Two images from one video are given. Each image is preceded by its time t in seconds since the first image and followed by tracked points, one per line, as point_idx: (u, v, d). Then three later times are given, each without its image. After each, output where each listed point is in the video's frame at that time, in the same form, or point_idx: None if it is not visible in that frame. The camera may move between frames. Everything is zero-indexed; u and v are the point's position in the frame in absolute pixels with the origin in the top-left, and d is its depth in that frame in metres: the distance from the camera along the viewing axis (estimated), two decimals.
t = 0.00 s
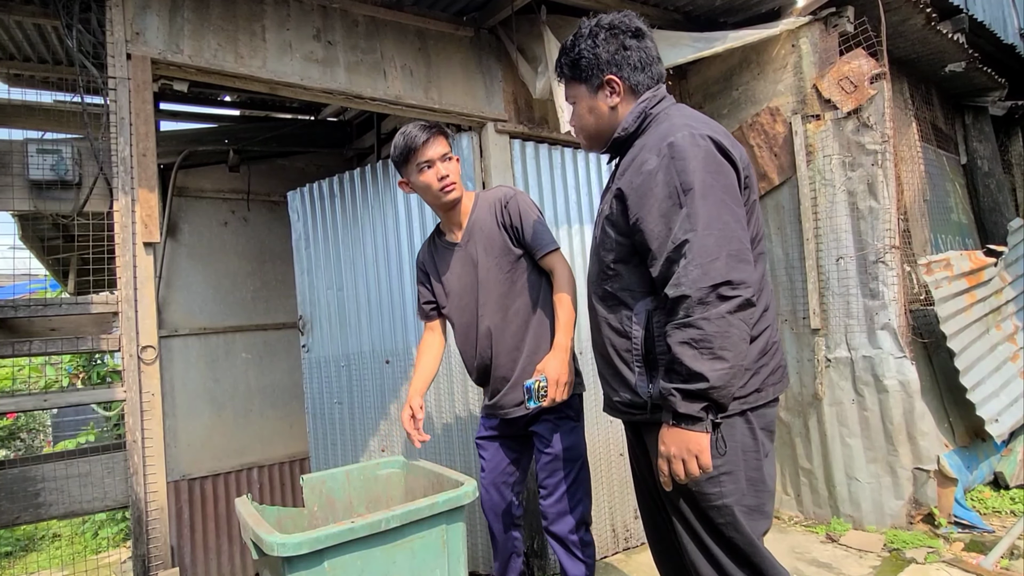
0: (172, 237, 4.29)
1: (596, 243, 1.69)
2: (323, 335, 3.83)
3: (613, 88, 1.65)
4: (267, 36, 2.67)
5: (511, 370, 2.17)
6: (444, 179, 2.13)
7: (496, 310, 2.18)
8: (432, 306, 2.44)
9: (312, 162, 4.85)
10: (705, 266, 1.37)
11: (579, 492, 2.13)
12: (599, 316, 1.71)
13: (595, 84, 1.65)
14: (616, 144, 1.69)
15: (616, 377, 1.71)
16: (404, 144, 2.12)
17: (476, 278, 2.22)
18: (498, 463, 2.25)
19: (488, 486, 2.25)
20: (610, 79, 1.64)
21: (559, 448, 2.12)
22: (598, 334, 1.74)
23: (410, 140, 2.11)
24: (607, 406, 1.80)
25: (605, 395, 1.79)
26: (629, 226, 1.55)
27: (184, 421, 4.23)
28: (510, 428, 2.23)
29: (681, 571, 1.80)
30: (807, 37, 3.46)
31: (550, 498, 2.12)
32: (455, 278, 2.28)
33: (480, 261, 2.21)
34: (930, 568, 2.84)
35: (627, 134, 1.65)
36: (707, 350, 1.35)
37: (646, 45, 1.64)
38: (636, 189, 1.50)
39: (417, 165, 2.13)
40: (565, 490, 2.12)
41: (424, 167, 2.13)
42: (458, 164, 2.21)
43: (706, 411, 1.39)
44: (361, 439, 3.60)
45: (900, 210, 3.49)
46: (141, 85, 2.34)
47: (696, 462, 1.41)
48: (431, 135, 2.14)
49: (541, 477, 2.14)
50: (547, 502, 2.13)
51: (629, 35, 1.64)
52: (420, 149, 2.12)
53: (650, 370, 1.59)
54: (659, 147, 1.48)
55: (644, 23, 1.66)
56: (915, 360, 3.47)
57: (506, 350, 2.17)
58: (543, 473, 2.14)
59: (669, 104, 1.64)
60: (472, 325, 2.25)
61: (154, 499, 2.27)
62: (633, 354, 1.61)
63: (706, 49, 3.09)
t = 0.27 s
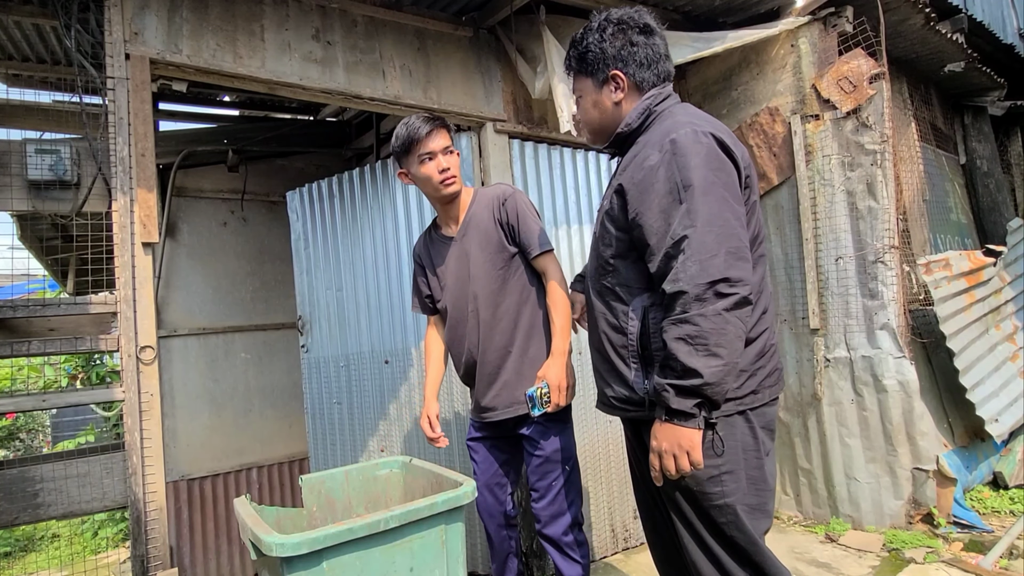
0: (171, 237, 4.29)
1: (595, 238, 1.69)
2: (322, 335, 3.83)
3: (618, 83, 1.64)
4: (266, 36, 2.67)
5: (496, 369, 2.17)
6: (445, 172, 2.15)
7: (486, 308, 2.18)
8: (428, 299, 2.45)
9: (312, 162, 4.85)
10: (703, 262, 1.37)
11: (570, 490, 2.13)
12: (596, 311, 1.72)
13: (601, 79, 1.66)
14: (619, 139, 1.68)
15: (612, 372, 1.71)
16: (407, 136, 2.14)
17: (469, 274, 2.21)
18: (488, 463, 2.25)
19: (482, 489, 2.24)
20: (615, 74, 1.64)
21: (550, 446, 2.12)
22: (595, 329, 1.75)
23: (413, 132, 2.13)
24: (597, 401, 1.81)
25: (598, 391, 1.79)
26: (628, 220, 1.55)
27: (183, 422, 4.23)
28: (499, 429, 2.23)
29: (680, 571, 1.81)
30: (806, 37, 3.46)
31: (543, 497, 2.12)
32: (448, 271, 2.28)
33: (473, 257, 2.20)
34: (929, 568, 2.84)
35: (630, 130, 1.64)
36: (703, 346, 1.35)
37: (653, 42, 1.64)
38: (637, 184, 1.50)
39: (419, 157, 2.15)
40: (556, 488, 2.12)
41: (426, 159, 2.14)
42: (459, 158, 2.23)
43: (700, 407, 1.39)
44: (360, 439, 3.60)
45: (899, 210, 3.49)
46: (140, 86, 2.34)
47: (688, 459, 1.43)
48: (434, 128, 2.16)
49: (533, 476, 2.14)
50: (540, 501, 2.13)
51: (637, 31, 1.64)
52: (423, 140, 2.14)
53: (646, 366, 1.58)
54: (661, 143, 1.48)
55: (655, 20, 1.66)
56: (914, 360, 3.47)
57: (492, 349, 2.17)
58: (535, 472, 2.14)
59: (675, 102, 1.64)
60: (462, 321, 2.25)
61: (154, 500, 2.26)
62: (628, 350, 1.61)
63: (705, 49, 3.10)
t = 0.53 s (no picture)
0: (171, 237, 4.29)
1: (597, 233, 1.70)
2: (321, 335, 3.83)
3: (625, 80, 1.65)
4: (266, 36, 2.67)
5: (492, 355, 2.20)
6: (445, 185, 2.14)
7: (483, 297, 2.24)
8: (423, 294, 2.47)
9: (311, 163, 4.85)
10: (700, 268, 1.37)
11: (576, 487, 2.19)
12: (597, 307, 1.72)
13: (608, 75, 1.66)
14: (625, 136, 1.69)
15: (611, 366, 1.72)
16: (405, 151, 2.10)
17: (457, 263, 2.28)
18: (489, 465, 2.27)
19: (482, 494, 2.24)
20: (623, 71, 1.64)
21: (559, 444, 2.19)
22: (595, 324, 1.75)
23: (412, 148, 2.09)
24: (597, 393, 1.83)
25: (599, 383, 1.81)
26: (631, 218, 1.56)
27: (183, 422, 4.23)
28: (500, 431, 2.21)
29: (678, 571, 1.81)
30: (805, 37, 3.46)
31: (549, 495, 2.16)
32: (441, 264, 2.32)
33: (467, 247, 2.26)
34: (928, 568, 2.84)
35: (637, 128, 1.65)
36: (692, 351, 1.36)
37: (663, 40, 1.63)
38: (642, 185, 1.50)
39: (418, 171, 2.12)
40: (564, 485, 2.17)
41: (426, 173, 2.13)
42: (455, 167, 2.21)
43: (683, 410, 1.40)
44: (359, 439, 3.61)
45: (898, 210, 3.50)
46: (140, 86, 2.34)
47: (667, 458, 1.43)
48: (432, 140, 2.11)
49: (540, 474, 2.18)
50: (546, 500, 2.17)
51: (647, 28, 1.63)
52: (422, 154, 2.10)
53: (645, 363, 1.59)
54: (669, 144, 1.48)
55: (665, 17, 1.65)
56: (913, 360, 3.47)
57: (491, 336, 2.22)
58: (542, 471, 2.18)
59: (684, 103, 1.65)
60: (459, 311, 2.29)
61: (154, 500, 2.26)
62: (628, 346, 1.62)
63: (704, 50, 3.10)
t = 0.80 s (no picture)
0: (171, 237, 4.29)
1: (610, 225, 1.69)
2: (321, 335, 3.83)
3: (641, 70, 1.63)
4: (266, 36, 2.67)
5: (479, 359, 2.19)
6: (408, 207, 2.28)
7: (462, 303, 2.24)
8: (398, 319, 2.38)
9: (311, 163, 4.85)
10: (718, 266, 1.38)
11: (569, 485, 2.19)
12: (608, 301, 1.70)
13: (625, 65, 1.65)
14: (639, 126, 1.68)
15: (622, 360, 1.71)
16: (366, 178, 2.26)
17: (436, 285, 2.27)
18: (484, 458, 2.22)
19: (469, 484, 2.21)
20: (639, 61, 1.62)
21: (554, 438, 2.21)
22: (606, 317, 1.74)
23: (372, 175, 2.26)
24: (608, 388, 1.82)
25: (609, 378, 1.80)
26: (649, 212, 1.56)
27: (183, 422, 4.23)
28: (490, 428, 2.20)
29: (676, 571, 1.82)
30: (805, 37, 3.46)
31: (547, 491, 2.12)
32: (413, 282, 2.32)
33: (438, 259, 2.29)
34: (928, 567, 2.84)
35: (653, 119, 1.64)
36: (704, 353, 1.36)
37: (682, 32, 1.61)
38: (662, 178, 1.50)
39: (380, 197, 2.26)
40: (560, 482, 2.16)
41: (387, 197, 2.26)
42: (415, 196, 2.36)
43: (691, 411, 1.40)
44: (359, 439, 3.61)
45: (899, 210, 3.49)
46: (140, 86, 2.35)
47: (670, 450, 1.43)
48: (390, 170, 2.29)
49: (538, 470, 2.15)
50: (546, 498, 2.11)
51: (668, 19, 1.61)
52: (382, 181, 2.26)
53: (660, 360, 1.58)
54: (691, 138, 1.48)
55: (687, 10, 1.63)
56: (914, 359, 3.47)
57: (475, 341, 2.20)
58: (541, 465, 2.16)
59: (700, 98, 1.64)
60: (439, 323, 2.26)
61: (154, 500, 2.26)
62: (642, 340, 1.61)
63: (704, 49, 3.10)
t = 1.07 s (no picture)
0: (171, 237, 4.29)
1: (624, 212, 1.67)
2: (321, 334, 3.83)
3: (656, 58, 1.64)
4: (266, 36, 2.67)
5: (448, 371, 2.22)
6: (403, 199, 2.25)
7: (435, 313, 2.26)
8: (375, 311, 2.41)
9: (311, 162, 4.85)
10: (746, 244, 1.38)
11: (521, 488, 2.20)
12: (619, 291, 1.67)
13: (640, 52, 1.64)
14: (653, 114, 1.67)
15: (631, 352, 1.68)
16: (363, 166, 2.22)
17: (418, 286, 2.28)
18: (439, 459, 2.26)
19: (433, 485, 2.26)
20: (654, 49, 1.63)
21: (509, 441, 2.22)
22: (615, 309, 1.70)
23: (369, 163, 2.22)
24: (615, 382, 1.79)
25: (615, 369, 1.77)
26: (667, 196, 1.54)
27: (183, 421, 4.23)
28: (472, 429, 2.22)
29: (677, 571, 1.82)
30: (806, 36, 3.46)
31: (497, 494, 2.15)
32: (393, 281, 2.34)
33: (422, 265, 2.29)
34: (928, 566, 2.84)
35: (668, 107, 1.63)
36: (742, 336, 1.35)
37: (700, 22, 1.62)
38: (681, 159, 1.50)
39: (376, 185, 2.23)
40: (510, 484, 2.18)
41: (383, 186, 2.23)
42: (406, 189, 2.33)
43: (733, 397, 1.38)
44: (360, 438, 3.61)
45: (899, 209, 3.49)
46: (139, 85, 2.35)
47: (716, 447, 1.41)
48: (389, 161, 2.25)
49: (490, 473, 2.18)
50: (495, 500, 2.15)
51: (686, 8, 1.62)
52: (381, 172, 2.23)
53: (674, 351, 1.57)
54: (711, 118, 1.48)
55: None
56: (913, 358, 3.47)
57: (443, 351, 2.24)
58: (490, 469, 2.18)
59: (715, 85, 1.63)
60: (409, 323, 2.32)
61: (154, 499, 2.26)
62: (655, 330, 1.59)
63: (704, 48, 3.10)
